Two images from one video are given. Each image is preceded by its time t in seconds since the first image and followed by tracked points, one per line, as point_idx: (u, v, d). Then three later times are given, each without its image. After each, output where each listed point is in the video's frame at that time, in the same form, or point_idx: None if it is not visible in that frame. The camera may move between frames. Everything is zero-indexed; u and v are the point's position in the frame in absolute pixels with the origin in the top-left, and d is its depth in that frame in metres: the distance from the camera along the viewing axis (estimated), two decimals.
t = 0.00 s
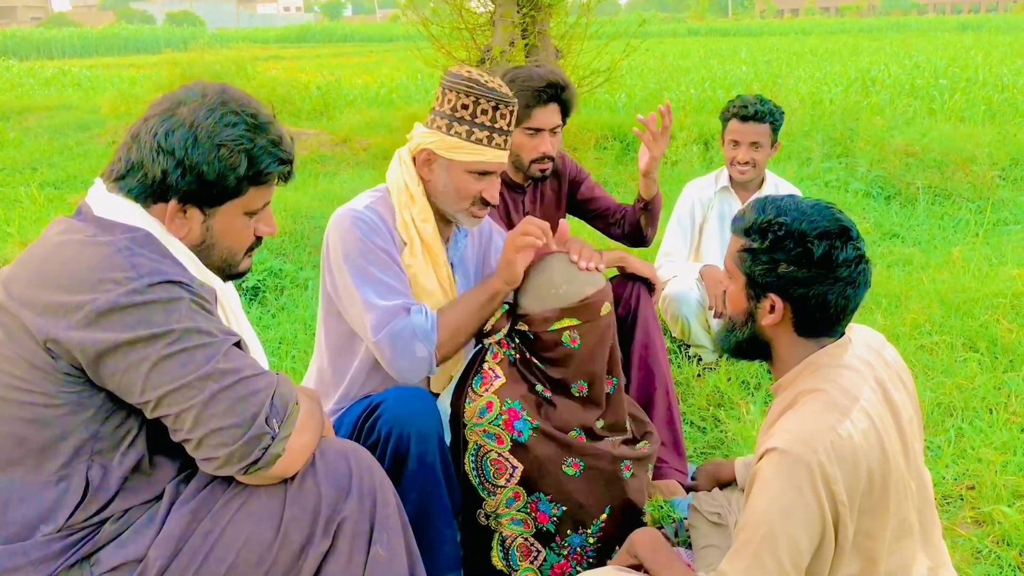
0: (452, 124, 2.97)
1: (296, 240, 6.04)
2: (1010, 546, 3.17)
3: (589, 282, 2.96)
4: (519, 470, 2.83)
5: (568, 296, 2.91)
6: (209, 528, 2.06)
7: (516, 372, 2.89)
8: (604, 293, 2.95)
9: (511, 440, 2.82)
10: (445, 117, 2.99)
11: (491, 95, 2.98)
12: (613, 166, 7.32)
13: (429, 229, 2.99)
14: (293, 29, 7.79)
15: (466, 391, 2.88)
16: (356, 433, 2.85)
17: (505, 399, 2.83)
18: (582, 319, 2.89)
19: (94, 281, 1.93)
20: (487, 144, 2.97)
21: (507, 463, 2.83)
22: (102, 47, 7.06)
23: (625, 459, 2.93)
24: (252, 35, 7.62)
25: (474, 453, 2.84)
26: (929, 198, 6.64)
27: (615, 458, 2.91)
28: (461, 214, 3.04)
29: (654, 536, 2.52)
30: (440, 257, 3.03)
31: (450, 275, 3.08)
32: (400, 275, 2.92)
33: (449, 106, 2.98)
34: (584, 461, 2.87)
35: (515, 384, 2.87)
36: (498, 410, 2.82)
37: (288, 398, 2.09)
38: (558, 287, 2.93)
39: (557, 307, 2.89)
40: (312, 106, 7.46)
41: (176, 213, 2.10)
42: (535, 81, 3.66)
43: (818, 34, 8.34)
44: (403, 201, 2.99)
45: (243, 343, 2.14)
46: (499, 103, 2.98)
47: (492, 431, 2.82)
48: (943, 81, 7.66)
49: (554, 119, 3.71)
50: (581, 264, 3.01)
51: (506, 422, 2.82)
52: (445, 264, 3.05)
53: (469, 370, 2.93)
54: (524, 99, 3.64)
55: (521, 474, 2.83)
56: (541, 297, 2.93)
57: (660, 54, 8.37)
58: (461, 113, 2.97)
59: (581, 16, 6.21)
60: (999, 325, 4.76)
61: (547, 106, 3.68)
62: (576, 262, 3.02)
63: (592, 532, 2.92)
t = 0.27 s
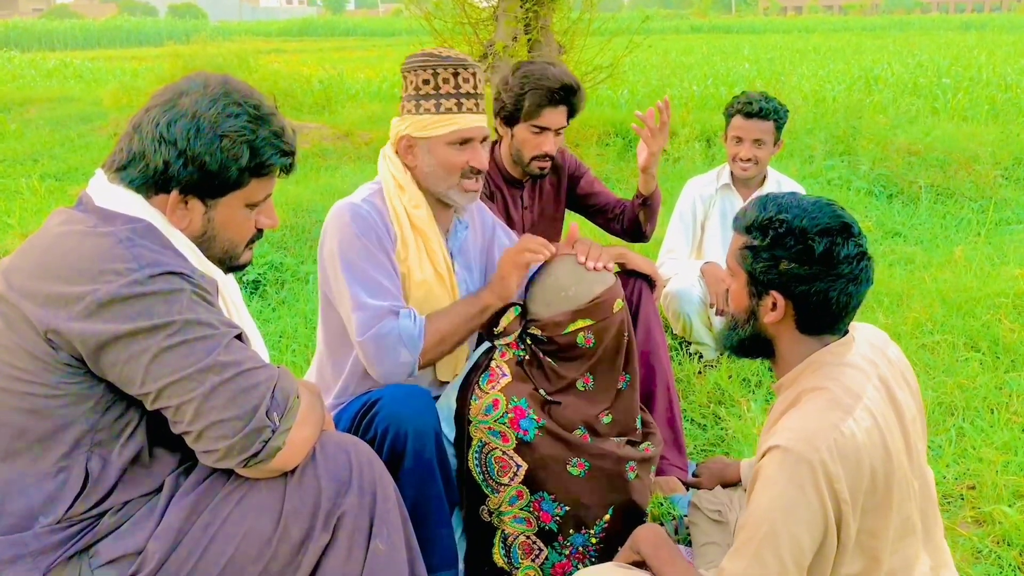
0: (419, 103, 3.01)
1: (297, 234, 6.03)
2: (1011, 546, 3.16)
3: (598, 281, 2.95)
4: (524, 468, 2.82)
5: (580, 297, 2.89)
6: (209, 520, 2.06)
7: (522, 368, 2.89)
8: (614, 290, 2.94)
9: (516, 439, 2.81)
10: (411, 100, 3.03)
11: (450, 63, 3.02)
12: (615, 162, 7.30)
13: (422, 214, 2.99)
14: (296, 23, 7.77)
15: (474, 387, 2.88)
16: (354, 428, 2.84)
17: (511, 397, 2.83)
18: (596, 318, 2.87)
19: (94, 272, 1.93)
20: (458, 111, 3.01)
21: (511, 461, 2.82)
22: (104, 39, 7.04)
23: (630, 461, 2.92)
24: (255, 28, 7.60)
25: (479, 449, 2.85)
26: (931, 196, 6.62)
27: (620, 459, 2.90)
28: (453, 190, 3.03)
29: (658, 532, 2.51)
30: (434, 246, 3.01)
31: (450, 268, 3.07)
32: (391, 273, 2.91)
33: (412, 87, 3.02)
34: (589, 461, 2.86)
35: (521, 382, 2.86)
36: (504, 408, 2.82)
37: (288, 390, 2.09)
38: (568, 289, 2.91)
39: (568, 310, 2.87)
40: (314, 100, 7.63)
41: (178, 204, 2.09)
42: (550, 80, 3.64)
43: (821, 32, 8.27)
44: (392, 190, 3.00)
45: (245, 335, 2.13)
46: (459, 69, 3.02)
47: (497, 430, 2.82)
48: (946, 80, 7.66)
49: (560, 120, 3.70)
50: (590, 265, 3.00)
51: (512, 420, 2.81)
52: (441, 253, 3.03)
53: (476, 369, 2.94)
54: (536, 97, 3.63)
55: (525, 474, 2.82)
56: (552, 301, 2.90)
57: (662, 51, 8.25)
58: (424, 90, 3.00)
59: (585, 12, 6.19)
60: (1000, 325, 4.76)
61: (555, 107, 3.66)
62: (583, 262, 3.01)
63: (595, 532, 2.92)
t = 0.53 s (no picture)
0: (408, 88, 3.02)
1: (296, 230, 6.01)
2: (1007, 549, 3.17)
3: (587, 274, 2.94)
4: (519, 467, 2.81)
5: (566, 288, 2.89)
6: (206, 516, 2.05)
7: (516, 367, 2.88)
8: (600, 285, 2.94)
9: (511, 437, 2.81)
10: (401, 84, 3.04)
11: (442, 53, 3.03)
12: (615, 161, 7.26)
13: (397, 202, 2.96)
14: (296, 18, 7.75)
15: (468, 387, 2.86)
16: (349, 424, 2.83)
17: (505, 396, 2.82)
18: (579, 311, 2.88)
19: (94, 267, 1.92)
20: (445, 101, 3.02)
21: (506, 460, 2.82)
22: (104, 32, 7.03)
23: (626, 459, 2.92)
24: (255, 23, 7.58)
25: (474, 449, 2.84)
26: (931, 198, 6.62)
27: (616, 457, 2.90)
28: (431, 177, 3.01)
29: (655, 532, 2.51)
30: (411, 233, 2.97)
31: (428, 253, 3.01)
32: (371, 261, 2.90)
33: (403, 71, 3.03)
34: (584, 460, 2.86)
35: (515, 381, 2.85)
36: (498, 407, 2.81)
37: (286, 387, 2.08)
38: (553, 278, 2.91)
39: (552, 298, 2.87)
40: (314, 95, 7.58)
41: (178, 198, 2.08)
42: (536, 74, 3.65)
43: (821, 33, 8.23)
44: (371, 179, 2.99)
45: (243, 331, 2.13)
46: (450, 60, 3.02)
47: (492, 429, 2.81)
48: (946, 81, 7.68)
49: (557, 110, 3.71)
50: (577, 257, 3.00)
51: (507, 420, 2.81)
52: (418, 239, 2.99)
53: (470, 366, 2.91)
54: (527, 93, 3.64)
55: (520, 473, 2.82)
56: (536, 287, 2.92)
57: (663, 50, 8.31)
58: (414, 75, 3.01)
59: (587, 10, 6.18)
60: (999, 327, 4.76)
61: (552, 97, 3.68)
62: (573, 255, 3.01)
63: (590, 531, 2.91)
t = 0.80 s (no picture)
0: (399, 90, 3.02)
1: (294, 229, 6.01)
2: (1004, 553, 3.17)
3: (600, 280, 2.94)
4: (521, 469, 2.82)
5: (582, 297, 2.89)
6: (206, 515, 2.05)
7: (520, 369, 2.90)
8: (615, 291, 2.93)
9: (514, 439, 2.81)
10: (392, 87, 3.04)
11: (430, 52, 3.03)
12: (613, 163, 7.27)
13: (398, 203, 2.97)
14: (295, 17, 7.73)
15: (471, 388, 2.90)
16: (349, 424, 2.83)
17: (509, 398, 2.83)
18: (598, 318, 2.88)
19: (94, 265, 1.92)
20: (438, 100, 3.02)
21: (508, 462, 2.82)
22: (103, 30, 7.03)
23: (628, 462, 2.93)
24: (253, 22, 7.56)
25: (476, 450, 2.85)
26: (928, 202, 6.64)
27: (618, 460, 2.90)
28: (429, 178, 3.01)
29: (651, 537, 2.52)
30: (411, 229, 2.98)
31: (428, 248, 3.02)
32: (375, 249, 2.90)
33: (393, 74, 3.03)
34: (586, 463, 2.86)
35: (518, 383, 2.86)
36: (502, 408, 2.82)
37: (286, 386, 2.09)
38: (569, 288, 2.90)
39: (569, 309, 2.87)
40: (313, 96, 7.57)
41: (179, 197, 2.09)
42: (557, 95, 3.60)
43: (820, 35, 8.31)
44: (369, 178, 2.99)
45: (242, 330, 2.13)
46: (438, 59, 3.02)
47: (495, 430, 2.82)
48: (943, 85, 7.71)
49: (566, 132, 3.71)
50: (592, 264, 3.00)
51: (509, 421, 2.81)
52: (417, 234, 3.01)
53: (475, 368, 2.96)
54: (541, 110, 3.61)
55: (523, 474, 2.82)
56: (555, 299, 2.90)
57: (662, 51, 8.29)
58: (404, 77, 3.01)
59: (586, 12, 6.18)
60: (996, 330, 4.77)
61: (563, 120, 3.66)
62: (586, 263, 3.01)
63: (590, 534, 2.91)
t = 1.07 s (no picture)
0: (446, 102, 2.98)
1: (294, 233, 6.02)
2: (1006, 557, 3.17)
3: (591, 279, 2.94)
4: (520, 472, 2.82)
5: (570, 291, 2.91)
6: (209, 520, 2.05)
7: (517, 372, 2.89)
8: (605, 290, 2.95)
9: (513, 442, 2.81)
10: (438, 96, 3.00)
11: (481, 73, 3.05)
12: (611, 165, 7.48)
13: (412, 212, 2.97)
14: (293, 20, 7.69)
15: (469, 391, 2.89)
16: (351, 429, 2.83)
17: (507, 401, 2.83)
18: (581, 315, 2.89)
19: (98, 270, 1.92)
20: (482, 122, 3.03)
21: (508, 465, 2.82)
22: (101, 34, 7.03)
23: (627, 465, 2.92)
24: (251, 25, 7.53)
25: (475, 454, 2.84)
26: (927, 206, 6.72)
27: (617, 463, 2.90)
28: (456, 194, 3.05)
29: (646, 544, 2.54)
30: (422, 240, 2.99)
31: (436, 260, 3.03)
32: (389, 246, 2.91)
33: (442, 83, 2.99)
34: (586, 465, 2.86)
35: (517, 386, 2.86)
36: (500, 412, 2.82)
37: (290, 391, 2.08)
38: (558, 280, 2.92)
39: (556, 301, 2.90)
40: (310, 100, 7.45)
41: (184, 202, 2.09)
42: (541, 83, 3.65)
43: (817, 40, 8.11)
44: (388, 179, 2.97)
45: (246, 335, 2.13)
46: (490, 82, 3.06)
47: (494, 434, 2.82)
48: (941, 89, 7.73)
49: (558, 121, 3.71)
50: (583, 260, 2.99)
51: (508, 425, 2.81)
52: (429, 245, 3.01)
53: (471, 372, 2.94)
54: (528, 101, 3.64)
55: (522, 478, 2.83)
56: (541, 289, 2.93)
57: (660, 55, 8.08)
58: (455, 91, 2.99)
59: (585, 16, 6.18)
60: (995, 335, 4.78)
61: (552, 109, 3.68)
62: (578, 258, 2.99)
63: (591, 536, 2.91)
